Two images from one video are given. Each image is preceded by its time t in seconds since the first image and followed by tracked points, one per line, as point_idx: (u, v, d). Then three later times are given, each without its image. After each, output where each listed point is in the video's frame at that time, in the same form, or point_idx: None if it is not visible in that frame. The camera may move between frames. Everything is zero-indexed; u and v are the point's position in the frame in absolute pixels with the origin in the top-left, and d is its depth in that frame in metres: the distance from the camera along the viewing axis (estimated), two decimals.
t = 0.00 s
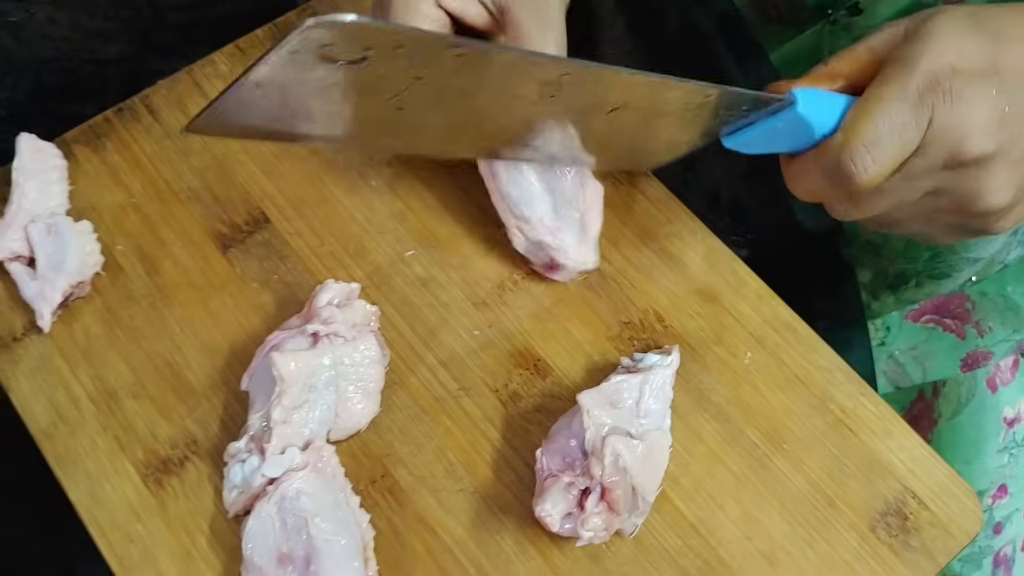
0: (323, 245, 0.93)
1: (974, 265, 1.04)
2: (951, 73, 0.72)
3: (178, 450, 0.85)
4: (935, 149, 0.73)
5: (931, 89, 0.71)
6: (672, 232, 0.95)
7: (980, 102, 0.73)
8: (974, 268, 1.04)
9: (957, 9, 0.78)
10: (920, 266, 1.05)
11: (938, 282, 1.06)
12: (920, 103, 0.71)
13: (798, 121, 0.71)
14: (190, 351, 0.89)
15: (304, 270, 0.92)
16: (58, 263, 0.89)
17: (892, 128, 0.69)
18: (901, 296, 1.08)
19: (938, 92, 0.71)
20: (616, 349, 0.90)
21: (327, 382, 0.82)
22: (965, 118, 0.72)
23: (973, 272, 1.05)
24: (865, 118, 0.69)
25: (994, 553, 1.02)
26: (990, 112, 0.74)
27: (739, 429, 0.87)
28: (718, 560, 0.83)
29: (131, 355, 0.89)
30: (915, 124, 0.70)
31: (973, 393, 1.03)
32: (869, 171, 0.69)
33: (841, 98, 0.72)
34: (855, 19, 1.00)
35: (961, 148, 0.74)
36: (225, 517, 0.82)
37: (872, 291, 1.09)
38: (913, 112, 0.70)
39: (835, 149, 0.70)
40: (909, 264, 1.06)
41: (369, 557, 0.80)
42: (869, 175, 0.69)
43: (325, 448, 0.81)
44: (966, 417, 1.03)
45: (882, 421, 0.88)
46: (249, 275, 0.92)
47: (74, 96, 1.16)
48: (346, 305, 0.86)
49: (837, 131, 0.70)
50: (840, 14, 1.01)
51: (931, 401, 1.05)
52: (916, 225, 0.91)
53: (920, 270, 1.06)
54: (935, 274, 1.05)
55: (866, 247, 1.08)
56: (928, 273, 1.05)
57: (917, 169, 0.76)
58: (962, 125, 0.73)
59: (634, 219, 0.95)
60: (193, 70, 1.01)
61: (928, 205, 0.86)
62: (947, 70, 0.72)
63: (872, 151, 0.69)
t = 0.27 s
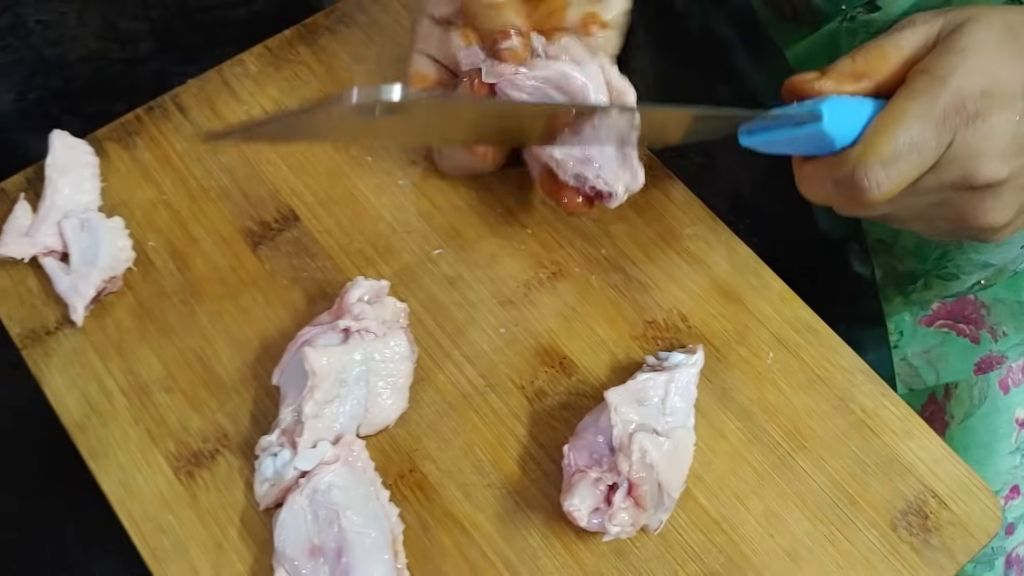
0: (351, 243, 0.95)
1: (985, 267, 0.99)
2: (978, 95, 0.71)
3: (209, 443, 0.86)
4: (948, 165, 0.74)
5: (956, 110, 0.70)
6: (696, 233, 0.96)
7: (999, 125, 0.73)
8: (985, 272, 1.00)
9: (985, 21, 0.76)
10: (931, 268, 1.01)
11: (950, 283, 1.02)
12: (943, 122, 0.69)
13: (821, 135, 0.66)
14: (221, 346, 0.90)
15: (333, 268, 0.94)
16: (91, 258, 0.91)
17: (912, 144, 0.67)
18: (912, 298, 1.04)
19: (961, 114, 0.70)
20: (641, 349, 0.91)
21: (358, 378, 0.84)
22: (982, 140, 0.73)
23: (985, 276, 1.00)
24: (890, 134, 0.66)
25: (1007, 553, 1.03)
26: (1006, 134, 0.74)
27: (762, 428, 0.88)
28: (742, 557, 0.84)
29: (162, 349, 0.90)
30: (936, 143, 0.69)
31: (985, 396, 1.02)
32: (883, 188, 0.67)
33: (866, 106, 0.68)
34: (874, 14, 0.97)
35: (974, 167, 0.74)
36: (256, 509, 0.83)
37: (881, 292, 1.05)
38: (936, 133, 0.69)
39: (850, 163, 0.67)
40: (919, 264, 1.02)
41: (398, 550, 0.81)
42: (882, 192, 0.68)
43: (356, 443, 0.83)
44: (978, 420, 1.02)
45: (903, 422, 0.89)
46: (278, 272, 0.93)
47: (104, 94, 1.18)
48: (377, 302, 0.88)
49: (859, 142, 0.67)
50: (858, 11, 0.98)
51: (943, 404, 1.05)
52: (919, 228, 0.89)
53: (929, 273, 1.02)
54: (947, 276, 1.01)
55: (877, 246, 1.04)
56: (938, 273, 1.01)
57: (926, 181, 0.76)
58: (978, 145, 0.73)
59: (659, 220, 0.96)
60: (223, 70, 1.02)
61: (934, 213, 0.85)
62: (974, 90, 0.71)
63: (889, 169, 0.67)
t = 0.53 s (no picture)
0: (360, 254, 0.95)
1: (986, 278, 1.00)
2: (977, 92, 0.73)
3: (218, 452, 0.87)
4: (947, 160, 0.76)
5: (955, 107, 0.72)
6: (702, 248, 0.97)
7: (997, 122, 0.75)
8: (986, 283, 1.00)
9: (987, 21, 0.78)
10: (930, 280, 1.03)
11: (950, 296, 1.03)
12: (942, 117, 0.71)
13: (818, 123, 0.68)
14: (230, 355, 0.91)
15: (342, 279, 0.94)
16: (103, 267, 0.92)
17: (909, 136, 0.69)
18: (914, 310, 1.06)
19: (960, 110, 0.72)
20: (647, 362, 0.92)
21: (366, 389, 0.85)
22: (981, 137, 0.75)
23: (987, 286, 1.01)
24: (887, 126, 0.69)
25: (1009, 570, 0.98)
26: (1004, 132, 0.76)
27: (766, 443, 0.89)
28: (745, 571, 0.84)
29: (172, 358, 0.91)
30: (933, 138, 0.71)
31: (989, 409, 0.99)
32: (880, 180, 0.69)
33: (863, 101, 0.70)
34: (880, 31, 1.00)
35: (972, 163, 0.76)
36: (263, 519, 0.84)
37: (886, 304, 1.08)
38: (934, 128, 0.71)
39: (847, 154, 0.69)
40: (920, 278, 1.04)
41: (404, 561, 0.81)
42: (879, 182, 0.69)
43: (363, 453, 0.83)
44: (981, 433, 0.99)
45: (907, 437, 0.89)
46: (288, 283, 0.94)
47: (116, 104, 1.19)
48: (385, 314, 0.89)
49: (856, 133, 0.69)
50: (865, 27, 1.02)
51: (946, 419, 1.02)
52: (917, 232, 0.91)
53: (931, 285, 1.03)
54: (948, 288, 1.02)
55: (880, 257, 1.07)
56: (939, 286, 1.03)
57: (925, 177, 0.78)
58: (976, 142, 0.75)
59: (665, 234, 0.97)
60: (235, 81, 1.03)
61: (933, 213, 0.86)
62: (974, 88, 0.73)
63: (886, 159, 0.69)
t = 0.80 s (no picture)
0: (365, 271, 0.95)
1: (992, 293, 1.00)
2: (1011, 85, 0.68)
3: (220, 472, 0.86)
4: (978, 156, 0.71)
5: (987, 98, 0.67)
6: (711, 267, 0.96)
7: None
8: (992, 297, 1.00)
9: None
10: (938, 297, 1.03)
11: (957, 310, 1.03)
12: (972, 108, 0.66)
13: (842, 107, 0.63)
14: (233, 373, 0.90)
15: (347, 296, 0.93)
16: (106, 283, 0.91)
17: (938, 123, 0.65)
18: (920, 325, 1.07)
19: (993, 102, 0.67)
20: (654, 383, 0.91)
21: (371, 409, 0.84)
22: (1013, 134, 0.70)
23: (993, 300, 1.00)
24: (914, 112, 0.64)
25: None
26: None
27: (774, 466, 0.88)
28: None
29: (175, 376, 0.90)
30: (962, 130, 0.66)
31: (994, 430, 1.00)
32: (905, 164, 0.65)
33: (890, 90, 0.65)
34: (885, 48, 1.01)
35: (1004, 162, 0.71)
36: (265, 540, 0.83)
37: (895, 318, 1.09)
38: (963, 120, 0.66)
39: (871, 140, 0.64)
40: (928, 295, 1.04)
41: None
42: (904, 169, 0.65)
43: (367, 475, 0.83)
44: (988, 453, 1.00)
45: (917, 461, 0.88)
46: (292, 300, 0.93)
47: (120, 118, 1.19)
48: (390, 332, 0.88)
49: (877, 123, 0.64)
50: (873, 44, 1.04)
51: (952, 438, 1.04)
52: (944, 240, 0.86)
53: (938, 301, 1.04)
54: (955, 304, 1.02)
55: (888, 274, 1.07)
56: (946, 302, 1.03)
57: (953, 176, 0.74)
58: (1008, 139, 0.70)
59: (673, 253, 0.96)
60: (240, 95, 1.02)
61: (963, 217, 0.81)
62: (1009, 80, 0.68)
63: (911, 146, 0.64)
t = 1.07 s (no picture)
0: (368, 284, 0.94)
1: (1002, 310, 1.04)
2: None
3: (220, 486, 0.85)
4: (1004, 125, 0.75)
5: (1013, 62, 0.73)
6: (717, 283, 0.95)
7: None
8: (1002, 314, 1.04)
9: None
10: (949, 312, 1.07)
11: (967, 326, 1.06)
12: (993, 74, 0.73)
13: (855, 53, 0.69)
14: (234, 386, 0.89)
15: (349, 309, 0.93)
16: (106, 294, 0.90)
17: (956, 84, 0.71)
18: (929, 342, 1.09)
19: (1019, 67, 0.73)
20: (659, 400, 0.90)
21: (372, 425, 0.83)
22: None
23: (1004, 316, 1.04)
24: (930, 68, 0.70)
25: None
26: None
27: (780, 485, 0.87)
28: None
29: (175, 389, 0.89)
30: (982, 90, 0.72)
31: (1000, 448, 1.00)
32: (921, 113, 0.69)
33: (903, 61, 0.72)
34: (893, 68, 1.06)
35: None
36: (264, 556, 0.82)
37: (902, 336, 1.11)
38: (983, 81, 0.72)
39: (888, 89, 0.70)
40: (939, 311, 1.08)
41: None
42: (921, 117, 0.70)
43: (368, 491, 0.82)
44: (993, 471, 1.00)
45: (924, 481, 0.87)
46: (294, 312, 0.92)
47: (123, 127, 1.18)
48: (393, 347, 0.87)
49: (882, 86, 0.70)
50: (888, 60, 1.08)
51: (957, 456, 1.03)
52: (973, 239, 0.89)
53: (948, 317, 1.07)
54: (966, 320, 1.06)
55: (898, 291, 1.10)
56: (957, 318, 1.06)
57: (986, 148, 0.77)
58: None
59: (679, 268, 0.95)
60: (244, 105, 1.02)
61: (995, 210, 0.86)
62: None
63: (927, 98, 0.69)
